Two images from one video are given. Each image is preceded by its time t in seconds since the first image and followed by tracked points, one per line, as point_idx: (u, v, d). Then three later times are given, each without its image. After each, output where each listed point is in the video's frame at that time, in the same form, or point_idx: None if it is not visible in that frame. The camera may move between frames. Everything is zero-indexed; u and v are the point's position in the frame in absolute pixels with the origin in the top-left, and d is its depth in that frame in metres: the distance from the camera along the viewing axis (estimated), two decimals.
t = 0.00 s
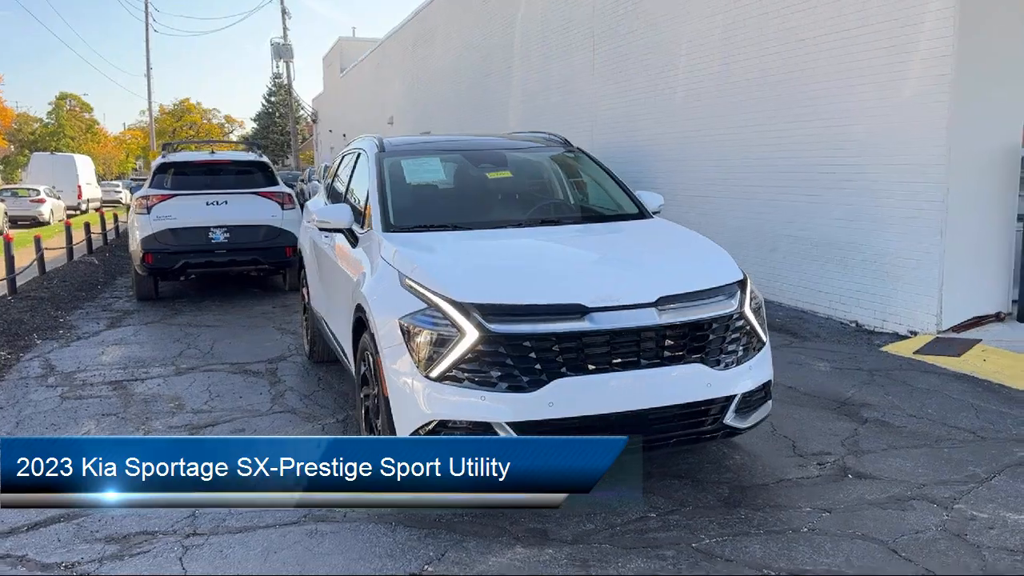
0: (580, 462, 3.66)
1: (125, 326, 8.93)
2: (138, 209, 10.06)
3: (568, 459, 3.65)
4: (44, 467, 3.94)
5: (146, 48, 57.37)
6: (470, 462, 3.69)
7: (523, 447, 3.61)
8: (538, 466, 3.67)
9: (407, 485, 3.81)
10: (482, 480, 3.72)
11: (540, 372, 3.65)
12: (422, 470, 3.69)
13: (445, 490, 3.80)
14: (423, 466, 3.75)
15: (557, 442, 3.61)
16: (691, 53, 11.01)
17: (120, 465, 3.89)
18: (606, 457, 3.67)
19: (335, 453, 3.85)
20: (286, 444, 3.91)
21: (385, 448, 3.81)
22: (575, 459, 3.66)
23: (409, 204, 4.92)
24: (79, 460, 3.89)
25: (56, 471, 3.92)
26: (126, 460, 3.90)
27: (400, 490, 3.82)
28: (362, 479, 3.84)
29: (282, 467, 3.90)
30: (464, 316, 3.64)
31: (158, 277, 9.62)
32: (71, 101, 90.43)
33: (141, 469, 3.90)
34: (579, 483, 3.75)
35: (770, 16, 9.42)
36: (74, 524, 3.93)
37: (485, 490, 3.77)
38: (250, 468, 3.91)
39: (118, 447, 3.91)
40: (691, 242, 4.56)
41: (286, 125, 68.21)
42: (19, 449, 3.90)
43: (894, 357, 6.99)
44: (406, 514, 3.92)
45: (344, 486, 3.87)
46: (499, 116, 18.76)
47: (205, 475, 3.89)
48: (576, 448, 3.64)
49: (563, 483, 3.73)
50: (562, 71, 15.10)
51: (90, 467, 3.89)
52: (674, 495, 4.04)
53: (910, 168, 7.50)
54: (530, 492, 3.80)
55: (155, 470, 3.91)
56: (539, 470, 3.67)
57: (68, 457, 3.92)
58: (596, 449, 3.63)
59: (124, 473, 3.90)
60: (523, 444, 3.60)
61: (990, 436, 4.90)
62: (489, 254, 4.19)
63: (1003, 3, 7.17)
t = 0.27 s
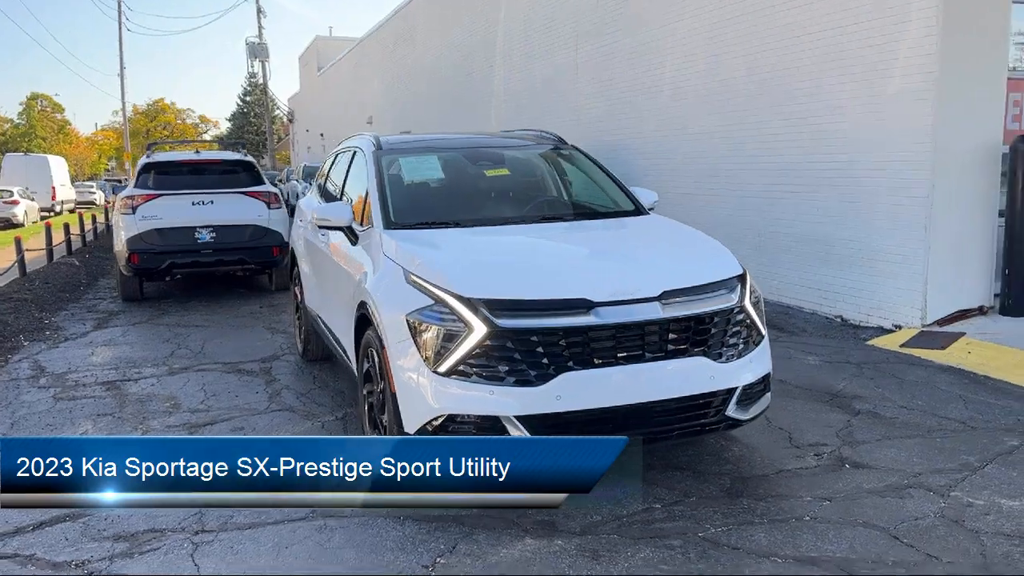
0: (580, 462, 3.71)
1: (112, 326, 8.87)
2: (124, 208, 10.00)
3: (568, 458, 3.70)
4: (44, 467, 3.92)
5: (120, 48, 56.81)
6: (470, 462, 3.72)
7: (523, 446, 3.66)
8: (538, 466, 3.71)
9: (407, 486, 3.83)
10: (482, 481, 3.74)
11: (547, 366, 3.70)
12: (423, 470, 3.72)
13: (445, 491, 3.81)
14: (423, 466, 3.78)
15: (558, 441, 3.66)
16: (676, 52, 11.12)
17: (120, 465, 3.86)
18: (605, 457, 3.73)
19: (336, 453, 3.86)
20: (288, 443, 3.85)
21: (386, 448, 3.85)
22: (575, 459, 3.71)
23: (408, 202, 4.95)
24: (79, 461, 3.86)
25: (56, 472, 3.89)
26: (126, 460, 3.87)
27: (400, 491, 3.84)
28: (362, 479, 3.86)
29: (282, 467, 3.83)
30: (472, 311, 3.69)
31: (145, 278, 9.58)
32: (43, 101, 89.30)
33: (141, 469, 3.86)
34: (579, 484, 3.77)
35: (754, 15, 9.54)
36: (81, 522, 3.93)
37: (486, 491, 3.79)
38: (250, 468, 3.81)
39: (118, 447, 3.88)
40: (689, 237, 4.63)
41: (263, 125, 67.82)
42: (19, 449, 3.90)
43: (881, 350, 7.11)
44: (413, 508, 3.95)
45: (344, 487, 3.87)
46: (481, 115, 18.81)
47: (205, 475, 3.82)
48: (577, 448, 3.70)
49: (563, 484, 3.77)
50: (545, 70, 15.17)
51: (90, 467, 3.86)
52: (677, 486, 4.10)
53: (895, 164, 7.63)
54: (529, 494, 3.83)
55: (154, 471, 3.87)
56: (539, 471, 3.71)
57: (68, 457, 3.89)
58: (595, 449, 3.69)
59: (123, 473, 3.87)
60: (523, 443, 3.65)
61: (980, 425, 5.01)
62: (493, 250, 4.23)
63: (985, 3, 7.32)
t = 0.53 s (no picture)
0: (580, 462, 3.81)
1: (100, 327, 8.83)
2: (109, 209, 9.94)
3: (567, 459, 3.79)
4: (44, 467, 3.93)
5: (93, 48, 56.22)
6: (470, 462, 3.79)
7: (523, 447, 3.74)
8: (537, 466, 3.80)
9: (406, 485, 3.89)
10: (482, 481, 3.81)
11: (555, 359, 3.77)
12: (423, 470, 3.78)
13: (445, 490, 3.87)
14: (423, 466, 3.84)
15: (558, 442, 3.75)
16: (658, 50, 11.22)
17: (120, 465, 3.88)
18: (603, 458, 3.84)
19: (336, 453, 3.88)
20: (288, 443, 3.87)
21: (386, 448, 3.90)
22: (574, 459, 3.81)
23: (409, 199, 5.00)
24: (79, 461, 3.88)
25: (56, 472, 3.91)
26: (126, 460, 3.89)
27: (399, 491, 3.90)
28: (362, 479, 3.90)
29: (282, 467, 3.86)
30: (480, 306, 3.75)
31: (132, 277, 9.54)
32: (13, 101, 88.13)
33: (141, 469, 3.89)
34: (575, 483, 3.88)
35: (736, 15, 9.65)
36: (90, 520, 3.94)
37: (484, 490, 3.86)
38: (250, 468, 3.85)
39: (117, 447, 3.90)
40: (687, 233, 4.72)
41: (239, 124, 67.40)
42: (19, 449, 3.90)
43: (867, 344, 7.25)
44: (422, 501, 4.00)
45: (344, 487, 3.90)
46: (462, 114, 18.85)
47: (206, 475, 3.86)
48: (577, 449, 3.79)
49: (562, 483, 3.86)
50: (527, 69, 15.24)
51: (90, 467, 3.88)
52: (679, 476, 4.19)
53: (878, 161, 7.77)
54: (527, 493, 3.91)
55: (155, 471, 3.90)
56: (538, 470, 3.80)
57: (68, 457, 3.91)
58: (594, 450, 3.80)
59: (123, 473, 3.90)
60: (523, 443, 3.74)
61: (968, 415, 5.15)
62: (496, 246, 4.30)
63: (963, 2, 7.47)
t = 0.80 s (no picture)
0: (581, 461, 3.84)
1: (89, 329, 8.78)
2: (95, 210, 9.88)
3: (568, 459, 3.82)
4: (44, 467, 3.99)
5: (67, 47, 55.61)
6: (470, 462, 3.81)
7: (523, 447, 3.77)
8: (538, 466, 3.82)
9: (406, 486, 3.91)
10: (482, 481, 3.82)
11: (562, 358, 3.82)
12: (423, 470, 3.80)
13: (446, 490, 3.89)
14: (423, 466, 3.87)
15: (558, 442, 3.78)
16: (644, 51, 11.31)
17: (119, 465, 3.95)
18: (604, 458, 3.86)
19: (336, 453, 3.90)
20: (287, 443, 3.91)
21: (386, 448, 3.93)
22: (575, 459, 3.84)
23: (409, 201, 5.04)
24: (79, 460, 3.94)
25: (56, 472, 3.97)
26: (126, 460, 3.95)
27: (400, 491, 3.91)
28: (361, 479, 3.91)
29: (282, 467, 3.88)
30: (488, 305, 3.79)
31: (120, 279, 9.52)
32: None
33: (141, 469, 3.94)
34: (576, 484, 3.90)
35: (723, 17, 9.75)
36: (99, 521, 3.95)
37: (485, 491, 3.87)
38: (250, 467, 3.88)
39: (117, 448, 3.97)
40: (686, 233, 4.79)
41: (215, 125, 66.95)
42: (20, 449, 3.99)
43: (855, 341, 7.37)
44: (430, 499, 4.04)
45: (344, 487, 3.92)
46: (445, 115, 18.89)
47: (205, 475, 3.88)
48: (577, 449, 3.82)
49: (562, 483, 3.88)
50: (512, 69, 15.29)
51: (90, 467, 3.94)
52: (683, 472, 4.26)
53: (865, 161, 7.90)
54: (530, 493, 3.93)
55: (154, 471, 3.95)
56: (538, 470, 3.82)
57: (68, 457, 3.98)
58: (594, 450, 3.82)
59: (123, 473, 3.95)
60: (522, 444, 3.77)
61: (959, 410, 5.26)
62: (500, 247, 4.34)
63: (948, 5, 7.61)
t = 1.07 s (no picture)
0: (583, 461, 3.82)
1: (78, 331, 8.70)
2: (81, 211, 9.79)
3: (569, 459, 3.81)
4: (44, 467, 3.94)
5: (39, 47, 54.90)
6: (470, 461, 3.82)
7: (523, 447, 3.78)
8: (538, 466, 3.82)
9: (406, 486, 3.89)
10: (482, 481, 3.83)
11: (574, 356, 3.84)
12: (423, 469, 3.79)
13: (447, 489, 3.86)
14: (423, 466, 3.85)
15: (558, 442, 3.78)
16: (632, 51, 11.36)
17: (120, 465, 3.92)
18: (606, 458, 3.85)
19: (336, 453, 3.86)
20: (288, 443, 3.86)
21: (386, 448, 3.88)
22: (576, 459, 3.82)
23: (413, 200, 5.04)
24: (79, 460, 3.91)
25: (56, 472, 3.92)
26: (126, 460, 3.92)
27: (400, 491, 3.89)
28: (362, 479, 3.87)
29: (282, 467, 3.84)
30: (500, 304, 3.80)
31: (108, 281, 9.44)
32: None
33: (141, 469, 3.90)
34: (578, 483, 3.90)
35: (711, 16, 9.81)
36: (109, 524, 3.91)
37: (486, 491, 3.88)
38: (250, 467, 3.83)
39: (117, 448, 3.94)
40: (689, 231, 4.83)
41: (191, 125, 66.40)
42: (20, 449, 3.94)
43: (847, 337, 7.45)
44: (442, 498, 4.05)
45: (344, 487, 3.88)
46: (429, 114, 18.86)
47: (205, 475, 3.84)
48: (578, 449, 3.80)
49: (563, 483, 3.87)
50: (497, 69, 15.30)
51: (90, 467, 3.91)
52: (691, 468, 4.29)
53: (855, 160, 7.98)
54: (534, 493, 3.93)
55: (154, 471, 3.91)
56: (539, 470, 3.82)
57: (68, 457, 3.94)
58: (596, 450, 3.80)
59: (123, 473, 3.91)
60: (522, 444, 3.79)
61: (955, 405, 5.34)
62: (508, 246, 4.36)
63: (936, 5, 7.71)
